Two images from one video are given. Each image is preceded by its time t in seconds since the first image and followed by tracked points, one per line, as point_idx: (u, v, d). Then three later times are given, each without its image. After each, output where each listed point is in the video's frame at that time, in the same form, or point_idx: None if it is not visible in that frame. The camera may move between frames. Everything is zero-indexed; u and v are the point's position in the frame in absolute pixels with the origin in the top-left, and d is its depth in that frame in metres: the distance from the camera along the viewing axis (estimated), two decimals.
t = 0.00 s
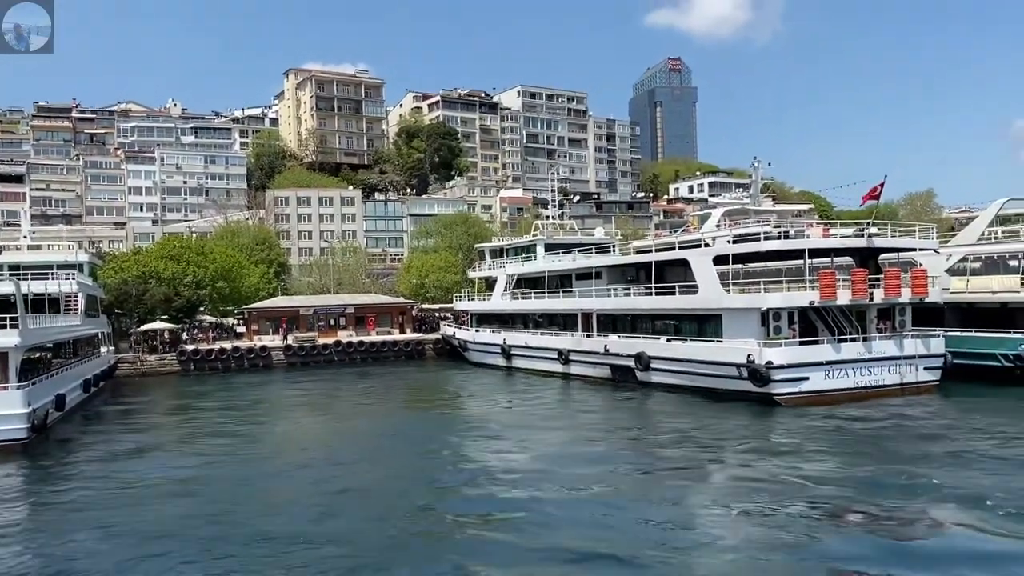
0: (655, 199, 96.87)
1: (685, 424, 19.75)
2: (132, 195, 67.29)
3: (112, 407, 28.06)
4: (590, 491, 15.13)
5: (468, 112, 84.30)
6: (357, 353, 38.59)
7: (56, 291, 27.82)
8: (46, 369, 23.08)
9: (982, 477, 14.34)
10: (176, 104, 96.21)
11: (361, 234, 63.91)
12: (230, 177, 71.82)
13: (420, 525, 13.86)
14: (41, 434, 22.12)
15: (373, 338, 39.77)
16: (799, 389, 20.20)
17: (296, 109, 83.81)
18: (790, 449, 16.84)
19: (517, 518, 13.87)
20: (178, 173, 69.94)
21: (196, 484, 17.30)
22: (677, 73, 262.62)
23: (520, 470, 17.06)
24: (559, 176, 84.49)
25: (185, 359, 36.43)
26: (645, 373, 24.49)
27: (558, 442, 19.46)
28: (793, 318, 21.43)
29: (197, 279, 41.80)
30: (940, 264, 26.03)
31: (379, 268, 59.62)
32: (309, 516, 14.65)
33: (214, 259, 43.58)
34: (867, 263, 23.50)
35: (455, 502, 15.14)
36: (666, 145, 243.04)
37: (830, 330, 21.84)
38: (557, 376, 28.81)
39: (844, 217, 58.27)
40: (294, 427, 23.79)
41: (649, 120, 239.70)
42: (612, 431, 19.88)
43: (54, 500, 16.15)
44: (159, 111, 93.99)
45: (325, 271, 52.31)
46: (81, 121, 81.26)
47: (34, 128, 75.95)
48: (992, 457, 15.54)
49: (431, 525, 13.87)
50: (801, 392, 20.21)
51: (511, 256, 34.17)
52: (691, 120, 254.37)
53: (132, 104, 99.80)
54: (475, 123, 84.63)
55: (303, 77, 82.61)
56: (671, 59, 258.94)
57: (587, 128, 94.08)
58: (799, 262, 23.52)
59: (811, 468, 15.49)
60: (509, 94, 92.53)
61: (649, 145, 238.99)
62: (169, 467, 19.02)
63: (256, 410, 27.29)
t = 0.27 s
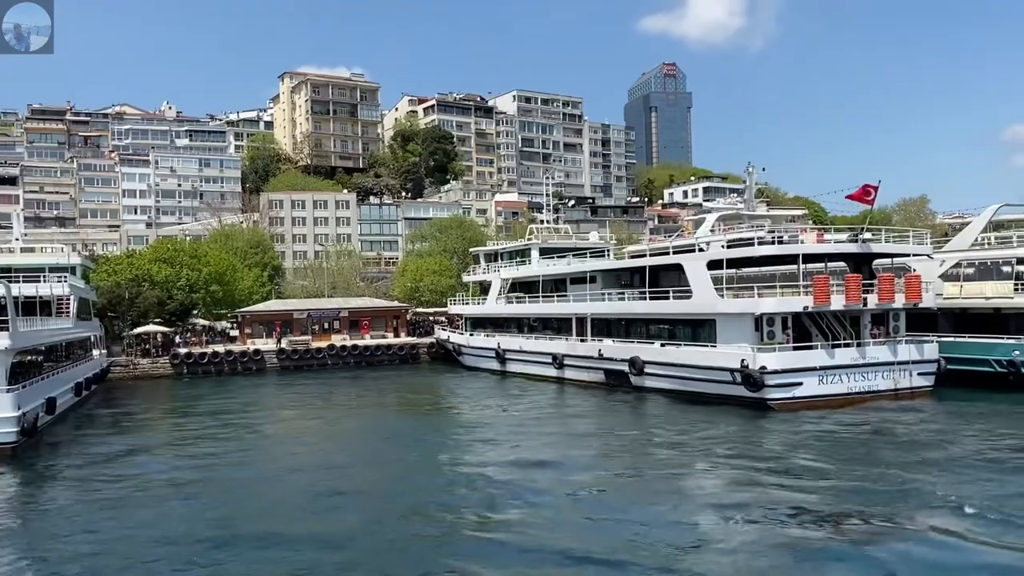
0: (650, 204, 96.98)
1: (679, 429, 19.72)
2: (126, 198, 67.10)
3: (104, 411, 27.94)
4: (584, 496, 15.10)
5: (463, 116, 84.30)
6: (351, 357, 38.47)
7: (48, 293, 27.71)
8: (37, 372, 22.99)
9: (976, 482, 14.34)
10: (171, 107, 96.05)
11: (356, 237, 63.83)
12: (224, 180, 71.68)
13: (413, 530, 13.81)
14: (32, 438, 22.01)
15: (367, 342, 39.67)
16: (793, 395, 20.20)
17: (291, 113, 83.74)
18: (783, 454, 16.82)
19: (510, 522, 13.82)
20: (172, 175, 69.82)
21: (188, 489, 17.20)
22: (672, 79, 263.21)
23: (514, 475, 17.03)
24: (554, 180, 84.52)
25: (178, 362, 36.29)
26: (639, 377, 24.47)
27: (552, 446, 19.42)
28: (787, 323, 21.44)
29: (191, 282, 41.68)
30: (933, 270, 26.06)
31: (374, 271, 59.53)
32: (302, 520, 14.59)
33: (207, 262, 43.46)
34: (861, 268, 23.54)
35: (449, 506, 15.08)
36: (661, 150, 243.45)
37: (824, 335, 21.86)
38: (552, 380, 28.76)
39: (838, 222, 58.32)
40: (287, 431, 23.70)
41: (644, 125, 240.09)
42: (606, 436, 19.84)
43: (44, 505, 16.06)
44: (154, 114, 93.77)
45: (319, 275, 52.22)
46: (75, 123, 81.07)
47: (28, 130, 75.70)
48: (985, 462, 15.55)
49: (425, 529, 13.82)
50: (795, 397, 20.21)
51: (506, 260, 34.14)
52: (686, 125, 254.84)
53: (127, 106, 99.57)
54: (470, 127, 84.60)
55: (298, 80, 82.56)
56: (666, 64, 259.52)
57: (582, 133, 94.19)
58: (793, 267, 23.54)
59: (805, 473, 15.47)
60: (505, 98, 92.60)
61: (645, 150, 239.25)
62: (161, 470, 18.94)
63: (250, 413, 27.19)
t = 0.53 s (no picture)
0: (643, 208, 97.07)
1: (671, 433, 19.69)
2: (118, 200, 66.79)
3: (93, 413, 27.77)
4: (576, 500, 15.04)
5: (457, 119, 84.25)
6: (342, 360, 38.33)
7: (38, 295, 27.52)
8: (25, 374, 22.84)
9: (967, 488, 14.31)
10: (164, 109, 95.78)
11: (348, 240, 63.71)
12: (217, 182, 71.47)
13: (405, 534, 13.72)
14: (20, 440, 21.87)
15: (359, 345, 39.53)
16: (784, 400, 20.21)
17: (284, 115, 83.58)
18: (776, 459, 16.79)
19: (503, 527, 13.73)
20: (164, 177, 69.61)
21: (176, 492, 17.07)
22: (666, 83, 263.92)
23: (506, 479, 16.95)
24: (547, 184, 84.51)
25: (168, 364, 36.12)
26: (631, 381, 24.43)
27: (544, 450, 19.35)
28: (779, 328, 21.44)
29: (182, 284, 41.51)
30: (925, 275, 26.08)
31: (366, 274, 59.40)
32: (293, 525, 14.47)
33: (199, 264, 43.29)
34: (853, 273, 23.56)
35: (441, 510, 14.98)
36: (654, 155, 243.92)
37: (815, 340, 21.86)
38: (544, 384, 28.70)
39: (831, 227, 58.33)
40: (279, 435, 23.57)
41: (638, 130, 240.51)
42: (597, 440, 19.79)
43: (30, 508, 15.93)
44: (146, 116, 93.50)
45: (311, 278, 52.08)
46: (67, 124, 80.75)
47: (19, 131, 75.33)
48: (977, 467, 15.52)
49: (416, 534, 13.73)
50: (786, 402, 20.21)
51: (498, 263, 34.09)
52: (680, 129, 255.39)
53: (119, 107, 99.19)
54: (464, 131, 84.56)
55: (292, 83, 82.45)
56: (660, 69, 260.16)
57: (575, 137, 94.25)
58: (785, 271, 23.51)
59: (797, 478, 15.44)
60: (498, 101, 92.62)
61: (638, 155, 239.56)
62: (149, 474, 18.81)
63: (240, 416, 27.04)
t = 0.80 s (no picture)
0: (634, 212, 97.22)
1: (661, 437, 19.67)
2: (107, 201, 66.45)
3: (79, 415, 27.58)
4: (565, 504, 14.96)
5: (449, 122, 84.19)
6: (331, 363, 38.19)
7: (24, 296, 27.34)
8: (10, 375, 22.66)
9: (956, 493, 14.33)
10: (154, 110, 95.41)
11: (339, 242, 63.54)
12: (207, 183, 71.20)
13: (393, 537, 13.62)
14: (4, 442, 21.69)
15: (349, 347, 39.39)
16: (773, 404, 20.22)
17: (275, 116, 83.35)
18: (765, 464, 16.76)
19: (491, 531, 13.65)
20: (154, 178, 69.29)
21: (162, 495, 16.94)
22: (657, 88, 264.59)
23: (495, 483, 16.87)
24: (539, 187, 84.53)
25: (156, 366, 35.91)
26: (621, 385, 24.38)
27: (533, 454, 19.28)
28: (768, 333, 21.46)
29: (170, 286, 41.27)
30: (914, 280, 26.14)
31: (357, 276, 59.22)
32: (280, 528, 14.36)
33: (188, 265, 43.10)
34: (843, 277, 23.60)
35: (430, 514, 14.89)
36: (646, 159, 244.41)
37: (805, 344, 21.88)
38: (533, 387, 28.65)
39: (821, 232, 58.46)
40: (267, 437, 23.41)
41: (629, 134, 241.04)
42: (587, 444, 19.75)
43: (15, 510, 15.80)
44: (136, 116, 93.11)
45: (301, 280, 51.89)
46: (56, 124, 80.32)
47: (8, 130, 74.86)
48: (965, 473, 15.55)
49: (404, 537, 13.63)
50: (775, 407, 20.22)
51: (489, 266, 34.04)
52: (671, 134, 256.02)
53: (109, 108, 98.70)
54: (455, 133, 84.49)
55: (283, 84, 82.26)
56: (652, 74, 260.82)
57: (567, 141, 94.34)
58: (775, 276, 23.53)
59: (786, 482, 15.43)
60: (490, 104, 92.61)
61: (630, 159, 240.05)
62: (135, 476, 18.68)
63: (229, 419, 26.91)
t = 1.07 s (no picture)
0: (623, 216, 97.41)
1: (649, 440, 19.65)
2: (94, 201, 66.07)
3: (64, 416, 27.35)
4: (555, 508, 14.92)
5: (439, 124, 84.12)
6: (319, 365, 38.05)
7: (9, 296, 27.12)
8: None
9: (942, 497, 14.36)
10: (142, 110, 94.96)
11: (328, 244, 63.36)
12: (195, 184, 70.88)
13: (380, 541, 13.53)
14: None
15: (337, 350, 39.24)
16: (761, 408, 20.23)
17: (264, 117, 83.09)
18: (754, 467, 16.76)
19: (480, 535, 13.58)
20: (142, 179, 68.91)
21: (147, 497, 16.80)
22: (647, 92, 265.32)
23: (485, 486, 16.78)
24: (529, 190, 84.58)
25: (142, 367, 35.67)
26: (610, 389, 24.38)
27: (521, 457, 19.23)
28: (756, 336, 21.49)
29: (157, 287, 41.02)
30: (902, 285, 26.22)
31: (346, 278, 59.04)
32: (265, 531, 14.23)
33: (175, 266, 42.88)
34: (831, 282, 23.66)
35: (418, 518, 14.81)
36: (636, 163, 244.83)
37: (793, 348, 21.92)
38: (522, 390, 28.59)
39: (809, 237, 58.67)
40: (253, 440, 23.28)
41: (619, 138, 241.60)
42: (575, 447, 19.71)
43: None
44: (125, 116, 92.65)
45: (289, 281, 51.71)
46: (43, 124, 79.81)
47: None
48: (952, 477, 15.58)
49: (392, 540, 13.55)
50: (763, 411, 20.24)
51: (478, 269, 33.98)
52: (661, 138, 256.72)
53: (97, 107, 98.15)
54: (446, 136, 84.39)
55: (272, 85, 82.03)
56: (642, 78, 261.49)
57: (557, 144, 94.45)
58: (763, 280, 23.55)
59: (773, 487, 15.43)
60: (480, 107, 92.63)
61: (620, 163, 240.55)
62: (120, 478, 18.53)
63: (215, 421, 26.74)
